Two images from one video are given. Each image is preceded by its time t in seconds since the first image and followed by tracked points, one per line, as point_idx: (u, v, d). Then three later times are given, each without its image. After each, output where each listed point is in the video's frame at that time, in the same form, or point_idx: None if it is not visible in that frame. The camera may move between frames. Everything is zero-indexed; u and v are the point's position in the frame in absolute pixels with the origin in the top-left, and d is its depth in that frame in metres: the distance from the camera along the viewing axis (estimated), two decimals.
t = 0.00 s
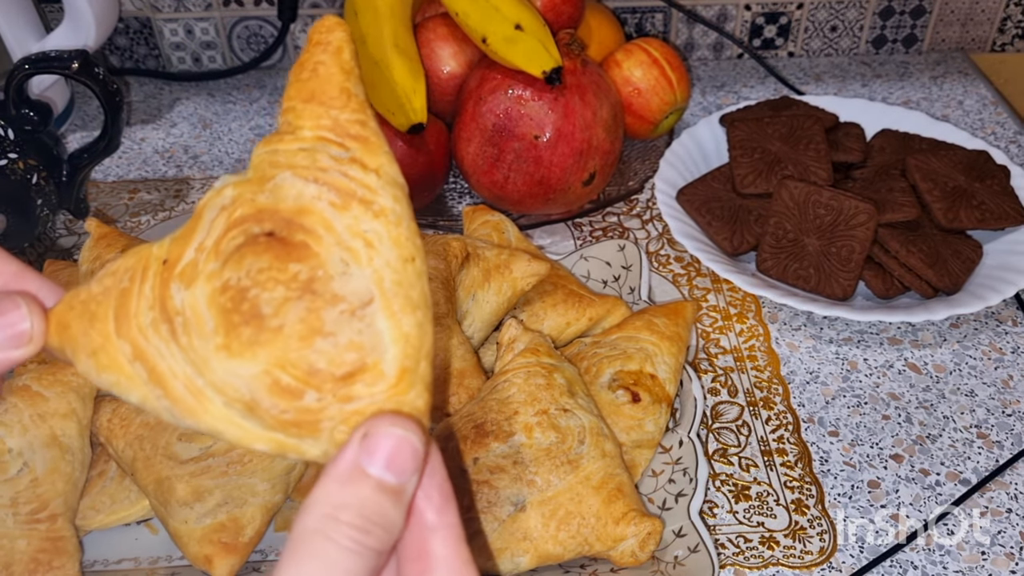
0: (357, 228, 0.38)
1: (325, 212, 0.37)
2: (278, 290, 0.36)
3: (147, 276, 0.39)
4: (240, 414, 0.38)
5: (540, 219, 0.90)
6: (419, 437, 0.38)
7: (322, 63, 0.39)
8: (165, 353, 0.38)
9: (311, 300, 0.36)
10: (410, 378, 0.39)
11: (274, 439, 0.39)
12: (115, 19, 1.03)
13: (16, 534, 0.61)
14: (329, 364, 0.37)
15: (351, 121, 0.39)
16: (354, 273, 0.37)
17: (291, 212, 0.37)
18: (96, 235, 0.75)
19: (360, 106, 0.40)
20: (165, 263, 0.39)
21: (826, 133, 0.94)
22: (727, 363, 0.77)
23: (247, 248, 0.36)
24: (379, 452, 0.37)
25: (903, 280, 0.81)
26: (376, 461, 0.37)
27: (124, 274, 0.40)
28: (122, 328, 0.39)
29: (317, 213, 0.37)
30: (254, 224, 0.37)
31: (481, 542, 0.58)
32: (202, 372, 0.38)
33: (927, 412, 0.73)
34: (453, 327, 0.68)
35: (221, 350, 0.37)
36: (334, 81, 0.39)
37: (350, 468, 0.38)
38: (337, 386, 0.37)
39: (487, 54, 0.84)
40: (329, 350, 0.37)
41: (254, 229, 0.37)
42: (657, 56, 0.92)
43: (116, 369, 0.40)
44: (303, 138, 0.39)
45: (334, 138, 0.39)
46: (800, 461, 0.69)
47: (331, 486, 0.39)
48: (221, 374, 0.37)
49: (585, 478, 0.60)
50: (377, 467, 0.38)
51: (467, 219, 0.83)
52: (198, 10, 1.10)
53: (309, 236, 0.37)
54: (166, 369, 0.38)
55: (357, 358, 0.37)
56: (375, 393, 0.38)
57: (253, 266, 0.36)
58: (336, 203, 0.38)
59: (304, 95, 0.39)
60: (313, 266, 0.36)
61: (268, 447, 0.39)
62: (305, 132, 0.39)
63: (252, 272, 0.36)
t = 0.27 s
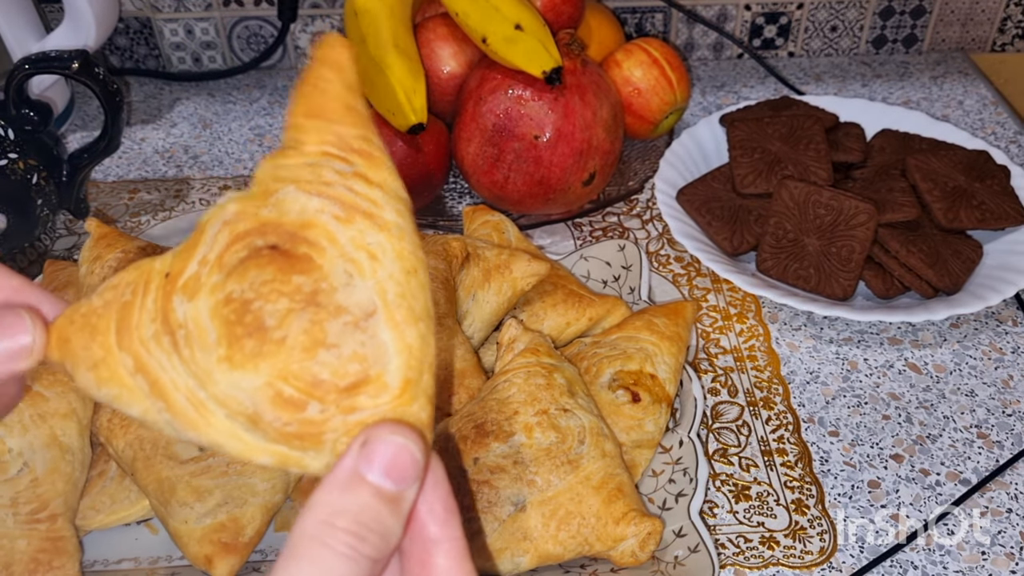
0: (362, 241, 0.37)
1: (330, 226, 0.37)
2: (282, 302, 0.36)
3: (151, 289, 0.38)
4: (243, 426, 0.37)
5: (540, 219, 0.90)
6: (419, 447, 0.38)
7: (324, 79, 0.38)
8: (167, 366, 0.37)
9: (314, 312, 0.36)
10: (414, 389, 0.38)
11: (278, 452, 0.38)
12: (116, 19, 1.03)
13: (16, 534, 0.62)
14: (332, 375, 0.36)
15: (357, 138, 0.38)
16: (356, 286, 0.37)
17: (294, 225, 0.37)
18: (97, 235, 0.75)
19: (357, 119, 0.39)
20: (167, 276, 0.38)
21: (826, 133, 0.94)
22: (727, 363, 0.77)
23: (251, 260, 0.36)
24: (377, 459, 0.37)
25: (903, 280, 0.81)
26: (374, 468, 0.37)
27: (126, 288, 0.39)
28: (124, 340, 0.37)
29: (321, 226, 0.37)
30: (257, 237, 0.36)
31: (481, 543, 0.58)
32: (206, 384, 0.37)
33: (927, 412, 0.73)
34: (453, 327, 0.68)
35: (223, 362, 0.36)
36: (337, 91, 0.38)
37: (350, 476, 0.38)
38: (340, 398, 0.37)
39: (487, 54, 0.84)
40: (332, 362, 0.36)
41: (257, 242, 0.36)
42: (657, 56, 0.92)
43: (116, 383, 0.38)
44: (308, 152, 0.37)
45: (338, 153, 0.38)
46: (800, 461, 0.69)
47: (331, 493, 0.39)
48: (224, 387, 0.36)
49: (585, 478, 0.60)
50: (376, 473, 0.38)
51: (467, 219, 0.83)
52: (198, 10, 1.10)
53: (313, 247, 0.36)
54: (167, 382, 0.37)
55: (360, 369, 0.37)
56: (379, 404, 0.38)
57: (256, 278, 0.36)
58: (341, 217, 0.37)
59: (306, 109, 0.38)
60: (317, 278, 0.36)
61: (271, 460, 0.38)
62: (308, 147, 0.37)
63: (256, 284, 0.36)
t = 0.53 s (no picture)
0: (257, 289, 0.36)
1: (216, 289, 0.36)
2: (205, 385, 0.34)
3: (59, 433, 0.34)
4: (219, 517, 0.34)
5: (540, 219, 0.89)
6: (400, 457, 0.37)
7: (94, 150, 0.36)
8: (118, 492, 0.33)
9: (241, 380, 0.35)
10: (370, 409, 0.37)
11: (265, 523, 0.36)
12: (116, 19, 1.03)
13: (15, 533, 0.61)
14: (286, 432, 0.35)
15: (201, 192, 0.38)
16: (271, 335, 0.35)
17: (179, 302, 0.35)
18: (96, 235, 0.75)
19: (196, 170, 0.38)
20: (75, 406, 0.35)
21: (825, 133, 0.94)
22: (727, 363, 0.77)
23: (156, 352, 0.35)
24: (366, 478, 0.36)
25: (903, 280, 0.81)
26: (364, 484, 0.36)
27: (34, 440, 0.35)
28: (54, 489, 0.33)
29: (209, 294, 0.36)
30: (150, 328, 0.35)
31: (481, 543, 0.58)
32: (164, 496, 0.33)
33: (927, 412, 0.73)
34: (453, 327, 0.68)
35: (173, 467, 0.34)
36: (173, 160, 0.38)
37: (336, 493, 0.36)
38: (303, 449, 0.36)
39: (487, 54, 0.84)
40: (281, 420, 0.35)
41: (151, 332, 0.35)
42: (657, 56, 0.92)
43: (68, 540, 0.33)
44: (159, 224, 0.37)
45: (185, 212, 0.37)
46: (800, 461, 0.69)
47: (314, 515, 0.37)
48: (185, 491, 0.33)
49: (585, 478, 0.60)
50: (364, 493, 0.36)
51: (467, 219, 0.83)
52: (198, 10, 1.10)
53: (209, 318, 0.35)
54: (126, 508, 0.33)
55: (310, 415, 0.35)
56: (343, 438, 0.36)
57: (170, 368, 0.34)
58: (222, 274, 0.36)
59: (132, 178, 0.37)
60: (228, 344, 0.35)
61: (261, 532, 0.36)
62: (157, 216, 0.37)
63: (171, 375, 0.34)
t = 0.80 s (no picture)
0: (226, 272, 0.33)
1: (182, 271, 0.32)
2: (172, 372, 0.32)
3: (9, 424, 0.33)
4: (185, 510, 0.33)
5: (540, 219, 0.89)
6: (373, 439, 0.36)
7: (100, 120, 0.34)
8: (74, 493, 0.33)
9: (211, 367, 0.32)
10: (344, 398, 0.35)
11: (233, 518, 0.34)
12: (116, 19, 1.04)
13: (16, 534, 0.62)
14: (260, 420, 0.33)
15: (164, 171, 0.33)
16: (242, 321, 0.33)
17: (144, 288, 0.32)
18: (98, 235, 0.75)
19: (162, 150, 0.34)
20: (20, 400, 0.33)
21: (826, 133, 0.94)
22: (727, 363, 0.77)
23: (113, 342, 0.32)
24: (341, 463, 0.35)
25: (903, 280, 0.81)
26: (337, 469, 0.35)
27: None
28: (8, 489, 0.33)
29: (175, 277, 0.32)
30: (105, 316, 0.32)
31: (480, 543, 0.58)
32: (124, 491, 0.32)
33: (927, 412, 0.73)
34: (453, 327, 0.68)
35: (136, 460, 0.32)
36: (123, 134, 0.33)
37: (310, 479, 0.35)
38: (277, 438, 0.33)
39: (487, 54, 0.84)
40: (254, 409, 0.33)
41: (109, 320, 0.32)
42: (657, 56, 0.92)
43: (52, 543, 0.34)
44: (118, 207, 0.33)
45: (153, 195, 0.33)
46: (800, 461, 0.69)
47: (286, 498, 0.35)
48: (149, 484, 0.32)
49: (585, 478, 0.60)
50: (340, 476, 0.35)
51: (467, 219, 0.83)
52: (198, 10, 1.10)
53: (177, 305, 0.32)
54: (83, 510, 0.33)
55: (286, 403, 0.33)
56: (317, 427, 0.34)
57: (130, 359, 0.32)
58: (190, 259, 0.32)
59: (97, 160, 0.33)
60: (197, 331, 0.32)
61: (227, 529, 0.35)
62: (115, 200, 0.33)
63: (133, 365, 0.32)
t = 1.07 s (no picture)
0: (265, 224, 0.33)
1: (226, 218, 0.33)
2: (197, 312, 0.32)
3: (41, 337, 0.34)
4: (192, 453, 0.33)
5: (540, 219, 0.89)
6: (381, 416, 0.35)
7: (174, 64, 0.35)
8: (88, 413, 0.33)
9: (235, 313, 0.32)
10: (363, 366, 0.35)
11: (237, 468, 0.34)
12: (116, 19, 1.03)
13: (17, 534, 0.62)
14: (275, 373, 0.33)
15: (226, 118, 0.34)
16: (274, 273, 0.33)
17: (186, 228, 0.32)
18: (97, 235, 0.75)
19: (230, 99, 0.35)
20: (57, 317, 0.34)
21: (826, 133, 0.94)
22: (727, 363, 0.77)
23: (149, 274, 0.32)
24: (337, 434, 0.34)
25: (903, 280, 0.81)
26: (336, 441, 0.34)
27: (13, 341, 0.35)
28: (30, 400, 0.34)
29: (217, 221, 0.33)
30: (148, 250, 0.32)
31: (481, 543, 0.58)
32: (135, 422, 0.33)
33: (927, 412, 0.73)
34: (453, 327, 0.68)
35: (150, 392, 0.32)
36: (194, 79, 0.34)
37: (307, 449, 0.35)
38: (289, 395, 0.34)
39: (487, 54, 0.84)
40: (271, 360, 0.33)
41: (149, 254, 0.32)
42: (657, 56, 0.92)
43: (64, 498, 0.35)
44: (178, 147, 0.34)
45: (212, 139, 0.34)
46: (800, 461, 0.69)
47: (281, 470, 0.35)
48: (157, 417, 0.32)
49: (585, 478, 0.60)
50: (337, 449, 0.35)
51: (467, 219, 0.83)
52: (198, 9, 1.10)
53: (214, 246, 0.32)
54: (94, 430, 0.33)
55: (303, 360, 0.33)
56: (331, 389, 0.35)
57: (160, 293, 0.32)
58: (233, 205, 0.33)
59: (165, 101, 0.34)
60: (229, 276, 0.32)
61: (230, 478, 0.35)
62: (176, 140, 0.34)
63: (162, 299, 0.32)
